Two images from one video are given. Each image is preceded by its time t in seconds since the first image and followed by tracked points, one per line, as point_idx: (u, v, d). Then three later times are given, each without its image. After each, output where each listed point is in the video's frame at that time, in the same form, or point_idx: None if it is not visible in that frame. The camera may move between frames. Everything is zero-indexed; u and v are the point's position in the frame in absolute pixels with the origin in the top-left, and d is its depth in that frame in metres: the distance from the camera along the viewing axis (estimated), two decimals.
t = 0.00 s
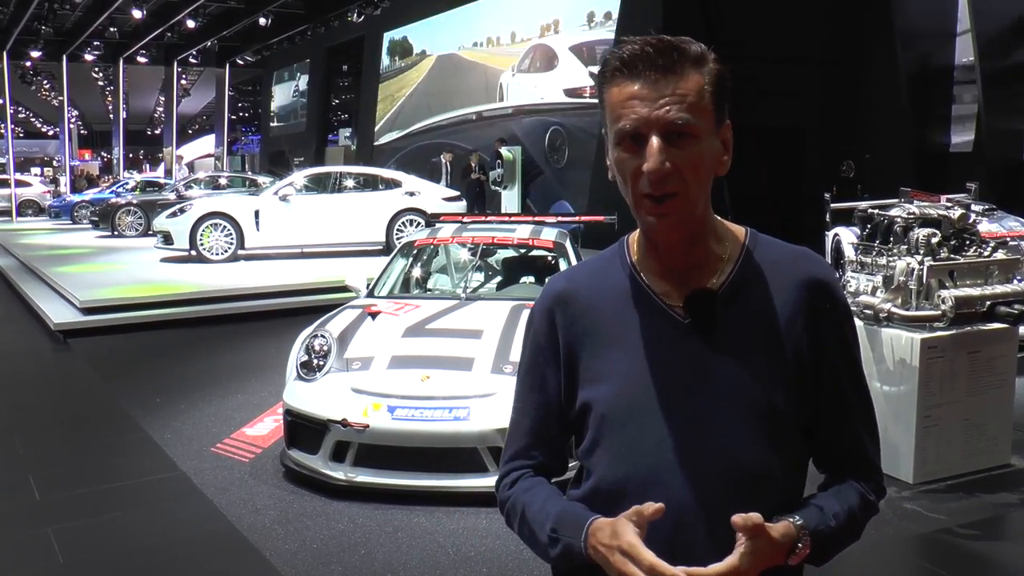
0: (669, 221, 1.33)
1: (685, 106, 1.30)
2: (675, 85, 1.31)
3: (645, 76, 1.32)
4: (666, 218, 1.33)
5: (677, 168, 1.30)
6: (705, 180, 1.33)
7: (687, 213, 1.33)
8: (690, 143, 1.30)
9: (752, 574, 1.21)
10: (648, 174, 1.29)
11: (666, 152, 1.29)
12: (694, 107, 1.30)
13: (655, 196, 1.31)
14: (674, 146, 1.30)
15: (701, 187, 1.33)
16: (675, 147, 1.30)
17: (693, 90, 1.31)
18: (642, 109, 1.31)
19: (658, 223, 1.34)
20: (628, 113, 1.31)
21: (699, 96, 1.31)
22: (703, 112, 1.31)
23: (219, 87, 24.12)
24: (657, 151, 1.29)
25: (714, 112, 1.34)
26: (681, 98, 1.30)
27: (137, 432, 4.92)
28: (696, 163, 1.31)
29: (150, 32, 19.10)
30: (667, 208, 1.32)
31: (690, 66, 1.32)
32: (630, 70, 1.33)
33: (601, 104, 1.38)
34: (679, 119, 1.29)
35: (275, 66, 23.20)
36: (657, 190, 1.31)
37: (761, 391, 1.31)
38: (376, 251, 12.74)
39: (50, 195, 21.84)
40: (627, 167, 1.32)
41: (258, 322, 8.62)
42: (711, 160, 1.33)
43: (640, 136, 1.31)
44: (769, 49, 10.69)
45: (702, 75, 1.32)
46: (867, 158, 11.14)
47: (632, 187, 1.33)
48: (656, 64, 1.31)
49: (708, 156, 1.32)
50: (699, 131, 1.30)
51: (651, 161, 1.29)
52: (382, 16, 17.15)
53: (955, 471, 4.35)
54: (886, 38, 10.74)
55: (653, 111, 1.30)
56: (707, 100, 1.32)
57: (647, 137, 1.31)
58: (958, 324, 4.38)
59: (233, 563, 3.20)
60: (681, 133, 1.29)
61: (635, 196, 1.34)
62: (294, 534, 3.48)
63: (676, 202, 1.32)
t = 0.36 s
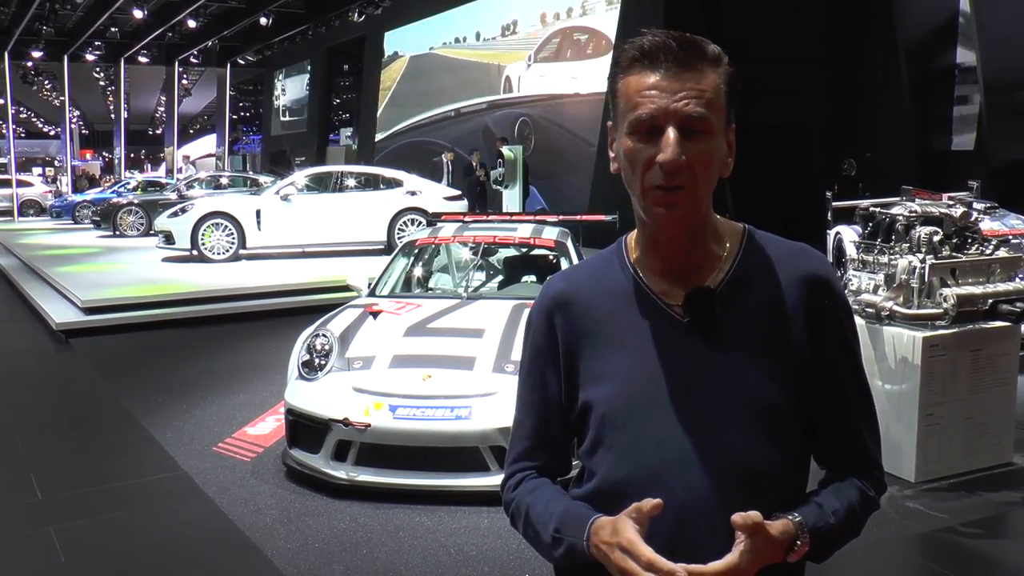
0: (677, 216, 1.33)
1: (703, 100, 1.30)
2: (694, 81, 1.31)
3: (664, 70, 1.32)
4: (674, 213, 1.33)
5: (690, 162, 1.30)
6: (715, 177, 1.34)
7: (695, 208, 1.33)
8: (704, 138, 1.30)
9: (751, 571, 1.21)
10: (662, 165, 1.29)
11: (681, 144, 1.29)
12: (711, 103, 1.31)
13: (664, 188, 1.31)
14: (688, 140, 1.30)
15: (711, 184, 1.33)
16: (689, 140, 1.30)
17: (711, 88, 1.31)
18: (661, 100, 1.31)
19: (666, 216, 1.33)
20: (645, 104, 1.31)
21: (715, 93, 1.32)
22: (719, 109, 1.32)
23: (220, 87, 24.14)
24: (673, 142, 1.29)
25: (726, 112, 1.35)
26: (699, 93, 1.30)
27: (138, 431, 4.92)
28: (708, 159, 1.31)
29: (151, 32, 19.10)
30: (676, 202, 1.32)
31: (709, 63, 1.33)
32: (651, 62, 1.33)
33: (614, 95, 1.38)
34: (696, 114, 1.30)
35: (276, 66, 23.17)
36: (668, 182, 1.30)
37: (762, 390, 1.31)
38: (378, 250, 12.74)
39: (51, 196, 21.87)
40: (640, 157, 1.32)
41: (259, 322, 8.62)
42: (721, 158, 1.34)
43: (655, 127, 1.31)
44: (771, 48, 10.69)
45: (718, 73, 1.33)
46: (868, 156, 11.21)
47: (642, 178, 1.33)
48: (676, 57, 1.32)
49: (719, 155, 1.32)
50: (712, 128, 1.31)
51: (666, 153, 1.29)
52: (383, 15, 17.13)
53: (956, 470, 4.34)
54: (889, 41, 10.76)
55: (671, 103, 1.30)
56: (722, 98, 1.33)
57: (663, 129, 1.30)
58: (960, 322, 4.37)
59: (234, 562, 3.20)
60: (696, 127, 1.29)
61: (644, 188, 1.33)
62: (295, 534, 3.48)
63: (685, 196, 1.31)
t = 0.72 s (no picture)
0: (677, 217, 1.33)
1: (696, 99, 1.30)
2: (685, 79, 1.31)
3: (655, 70, 1.32)
4: (674, 212, 1.32)
5: (687, 161, 1.29)
6: (714, 175, 1.33)
7: (695, 208, 1.33)
8: (700, 136, 1.30)
9: (756, 568, 1.21)
10: (659, 167, 1.29)
11: (678, 143, 1.29)
12: (705, 101, 1.30)
13: (664, 189, 1.31)
14: (684, 139, 1.30)
15: (710, 181, 1.33)
16: (685, 139, 1.30)
17: (703, 85, 1.31)
18: (654, 101, 1.31)
19: (666, 217, 1.33)
20: (638, 106, 1.31)
21: (709, 90, 1.32)
22: (714, 107, 1.32)
23: (222, 86, 24.14)
24: (669, 142, 1.29)
25: (722, 109, 1.34)
26: (692, 92, 1.30)
27: (140, 430, 4.93)
28: (706, 158, 1.30)
29: (153, 32, 19.11)
30: (675, 203, 1.32)
31: (700, 62, 1.33)
32: (641, 63, 1.33)
33: (609, 98, 1.38)
34: (691, 113, 1.29)
35: (278, 65, 23.13)
36: (667, 182, 1.30)
37: (768, 391, 1.31)
38: (379, 250, 12.74)
39: (54, 194, 21.88)
40: (637, 159, 1.32)
41: (261, 321, 8.62)
42: (720, 156, 1.33)
43: (650, 128, 1.31)
44: (773, 47, 10.70)
45: (711, 70, 1.33)
46: (870, 156, 11.07)
47: (641, 180, 1.33)
48: (667, 57, 1.32)
49: (716, 151, 1.32)
50: (708, 126, 1.30)
51: (662, 154, 1.29)
52: (385, 15, 17.12)
53: (959, 470, 4.33)
54: (891, 37, 10.68)
55: (664, 103, 1.30)
56: (716, 95, 1.33)
57: (657, 130, 1.30)
58: (962, 323, 4.36)
59: (236, 561, 3.20)
60: (691, 125, 1.29)
61: (644, 190, 1.33)
62: (297, 533, 3.48)
63: (684, 194, 1.31)
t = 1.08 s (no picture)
0: (672, 215, 1.32)
1: (681, 97, 1.29)
2: (669, 79, 1.31)
3: (641, 73, 1.32)
4: (669, 212, 1.32)
5: (677, 159, 1.29)
6: (707, 173, 1.32)
7: (689, 207, 1.32)
8: (690, 134, 1.29)
9: (758, 570, 1.20)
10: (648, 166, 1.28)
11: (666, 142, 1.29)
12: (691, 99, 1.30)
13: (658, 190, 1.30)
14: (673, 138, 1.29)
15: (704, 179, 1.32)
16: (675, 139, 1.29)
17: (688, 82, 1.31)
18: (640, 103, 1.30)
19: (663, 217, 1.32)
20: (625, 109, 1.31)
21: (695, 87, 1.31)
22: (701, 105, 1.31)
23: (225, 83, 24.16)
24: (656, 142, 1.28)
25: (712, 105, 1.33)
26: (677, 90, 1.29)
27: (142, 427, 4.93)
28: (696, 155, 1.30)
29: (156, 29, 19.10)
30: (668, 202, 1.31)
31: (685, 62, 1.33)
32: (626, 68, 1.33)
33: (601, 105, 1.38)
34: (677, 110, 1.29)
35: (281, 63, 23.11)
36: (659, 183, 1.30)
37: (772, 392, 1.30)
38: (381, 248, 12.73)
39: (56, 191, 21.87)
40: (629, 161, 1.31)
41: (263, 319, 8.63)
42: (713, 153, 1.32)
43: (638, 129, 1.30)
44: (776, 47, 10.70)
45: (697, 69, 1.33)
46: (874, 156, 11.02)
47: (635, 183, 1.32)
48: (651, 60, 1.32)
49: (708, 148, 1.31)
50: (697, 123, 1.30)
51: (650, 153, 1.28)
52: (388, 14, 17.11)
53: (963, 471, 4.33)
54: (893, 39, 10.64)
55: (650, 104, 1.29)
56: (705, 93, 1.32)
57: (646, 131, 1.30)
58: (966, 324, 4.35)
59: (239, 559, 3.20)
60: (679, 124, 1.28)
61: (638, 191, 1.32)
62: (298, 532, 3.48)
63: (678, 194, 1.30)
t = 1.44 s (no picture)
0: (676, 210, 1.32)
1: (690, 91, 1.29)
2: (678, 74, 1.31)
3: (649, 67, 1.32)
4: (673, 207, 1.31)
5: (682, 153, 1.28)
6: (712, 169, 1.32)
7: (692, 201, 1.31)
8: (696, 128, 1.29)
9: (763, 566, 1.20)
10: (654, 158, 1.28)
11: (672, 135, 1.28)
12: (699, 94, 1.29)
13: (661, 184, 1.30)
14: (679, 131, 1.29)
15: (707, 176, 1.32)
16: (681, 134, 1.29)
17: (697, 79, 1.30)
18: (647, 95, 1.30)
19: (668, 211, 1.32)
20: (631, 101, 1.31)
21: (704, 83, 1.31)
22: (709, 100, 1.31)
23: (228, 82, 24.19)
24: (663, 133, 1.28)
25: (719, 103, 1.33)
26: (685, 83, 1.29)
27: (145, 425, 4.94)
28: (701, 150, 1.29)
29: (159, 27, 19.13)
30: (672, 196, 1.30)
31: (694, 58, 1.33)
32: (636, 62, 1.33)
33: (608, 98, 1.38)
34: (684, 104, 1.29)
35: (284, 61, 23.12)
36: (663, 177, 1.29)
37: (777, 391, 1.30)
38: (384, 247, 12.72)
39: (59, 189, 21.88)
40: (635, 155, 1.31)
41: (265, 317, 8.64)
42: (719, 150, 1.32)
43: (645, 122, 1.30)
44: (778, 47, 10.71)
45: (705, 66, 1.33)
46: (876, 155, 10.90)
47: (640, 175, 1.32)
48: (660, 55, 1.32)
49: (712, 144, 1.31)
50: (704, 119, 1.30)
51: (656, 145, 1.27)
52: (391, 13, 17.11)
53: (965, 471, 4.32)
54: (897, 38, 10.54)
55: (658, 98, 1.29)
56: (713, 89, 1.32)
57: (652, 125, 1.29)
58: (970, 323, 4.35)
59: (243, 556, 3.21)
60: (686, 118, 1.28)
61: (643, 185, 1.32)
62: (301, 530, 3.48)
63: (681, 188, 1.30)
